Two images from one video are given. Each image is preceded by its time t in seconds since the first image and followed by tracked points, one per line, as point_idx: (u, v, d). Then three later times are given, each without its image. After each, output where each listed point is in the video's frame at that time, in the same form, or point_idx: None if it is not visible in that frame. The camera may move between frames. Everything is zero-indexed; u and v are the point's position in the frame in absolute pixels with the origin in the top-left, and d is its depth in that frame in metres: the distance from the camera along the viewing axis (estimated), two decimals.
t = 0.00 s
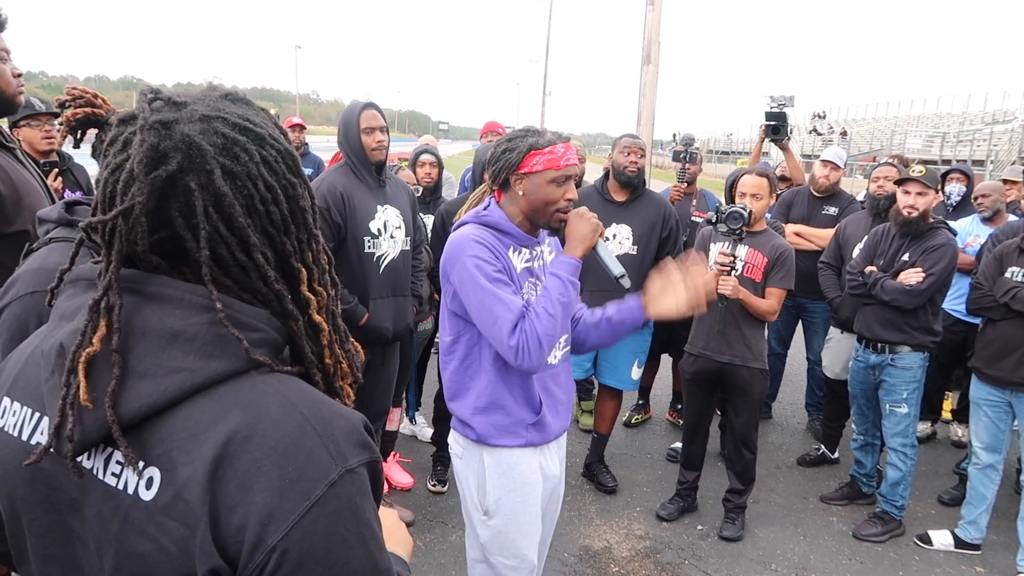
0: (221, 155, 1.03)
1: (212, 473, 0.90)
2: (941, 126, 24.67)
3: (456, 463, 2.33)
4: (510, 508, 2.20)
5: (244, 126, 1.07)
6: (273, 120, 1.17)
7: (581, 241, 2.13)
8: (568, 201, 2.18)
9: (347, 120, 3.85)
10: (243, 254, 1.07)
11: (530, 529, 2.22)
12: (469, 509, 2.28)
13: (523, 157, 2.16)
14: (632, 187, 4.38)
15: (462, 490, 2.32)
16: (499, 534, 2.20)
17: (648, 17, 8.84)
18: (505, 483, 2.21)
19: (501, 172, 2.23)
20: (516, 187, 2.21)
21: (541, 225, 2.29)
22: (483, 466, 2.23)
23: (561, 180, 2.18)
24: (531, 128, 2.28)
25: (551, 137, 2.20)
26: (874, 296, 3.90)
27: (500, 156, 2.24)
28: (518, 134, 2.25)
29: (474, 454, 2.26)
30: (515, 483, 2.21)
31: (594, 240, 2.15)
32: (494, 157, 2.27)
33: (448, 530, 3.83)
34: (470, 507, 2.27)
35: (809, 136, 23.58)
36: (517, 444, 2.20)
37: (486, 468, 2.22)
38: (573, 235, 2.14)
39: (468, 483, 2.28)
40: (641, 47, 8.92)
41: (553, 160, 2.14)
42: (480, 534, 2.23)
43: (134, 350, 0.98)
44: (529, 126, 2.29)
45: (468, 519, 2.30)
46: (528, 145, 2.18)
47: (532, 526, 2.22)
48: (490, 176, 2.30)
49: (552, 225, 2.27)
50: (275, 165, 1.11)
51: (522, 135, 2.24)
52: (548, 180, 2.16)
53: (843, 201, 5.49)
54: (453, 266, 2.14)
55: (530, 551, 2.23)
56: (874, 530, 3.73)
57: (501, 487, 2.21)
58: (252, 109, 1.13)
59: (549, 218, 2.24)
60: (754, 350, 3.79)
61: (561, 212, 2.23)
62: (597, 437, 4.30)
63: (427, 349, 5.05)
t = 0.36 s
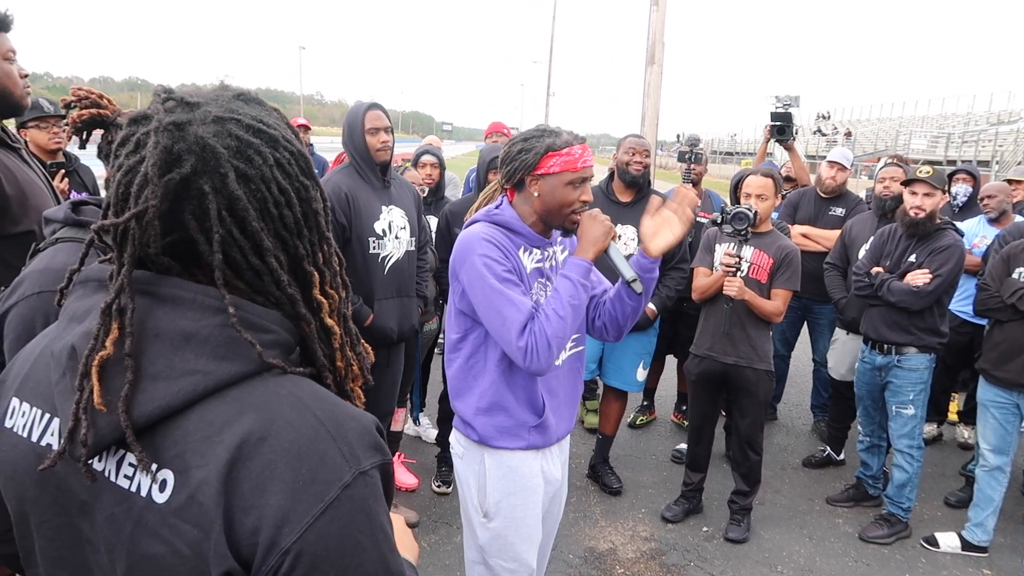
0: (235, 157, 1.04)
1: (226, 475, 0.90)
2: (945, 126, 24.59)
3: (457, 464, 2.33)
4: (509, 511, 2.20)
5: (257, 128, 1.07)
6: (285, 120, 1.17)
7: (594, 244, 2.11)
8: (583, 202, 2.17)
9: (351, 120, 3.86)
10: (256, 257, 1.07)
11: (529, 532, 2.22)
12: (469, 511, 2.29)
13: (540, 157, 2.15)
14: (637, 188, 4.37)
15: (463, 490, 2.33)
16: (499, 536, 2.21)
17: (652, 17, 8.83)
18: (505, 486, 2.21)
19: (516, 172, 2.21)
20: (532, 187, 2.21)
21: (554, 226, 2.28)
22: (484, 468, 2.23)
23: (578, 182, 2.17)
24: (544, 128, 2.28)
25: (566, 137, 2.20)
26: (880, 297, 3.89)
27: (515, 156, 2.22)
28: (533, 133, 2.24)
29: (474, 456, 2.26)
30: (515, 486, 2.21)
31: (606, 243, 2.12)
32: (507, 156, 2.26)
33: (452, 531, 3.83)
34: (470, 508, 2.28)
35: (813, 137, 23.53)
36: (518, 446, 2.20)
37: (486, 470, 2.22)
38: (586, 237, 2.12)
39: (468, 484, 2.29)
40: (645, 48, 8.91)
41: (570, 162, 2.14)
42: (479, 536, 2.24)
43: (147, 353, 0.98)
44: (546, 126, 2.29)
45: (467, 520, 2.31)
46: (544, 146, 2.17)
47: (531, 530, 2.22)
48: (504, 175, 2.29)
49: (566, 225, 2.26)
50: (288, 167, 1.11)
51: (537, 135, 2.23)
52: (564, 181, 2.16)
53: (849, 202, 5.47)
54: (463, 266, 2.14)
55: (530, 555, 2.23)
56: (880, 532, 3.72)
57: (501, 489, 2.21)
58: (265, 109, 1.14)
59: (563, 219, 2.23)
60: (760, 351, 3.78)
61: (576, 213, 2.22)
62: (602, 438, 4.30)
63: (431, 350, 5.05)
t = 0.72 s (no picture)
0: (246, 167, 1.03)
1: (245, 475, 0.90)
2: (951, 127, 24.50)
3: (478, 476, 2.31)
4: (536, 523, 2.22)
5: (270, 135, 1.07)
6: (299, 123, 1.16)
7: (630, 255, 2.15)
8: (614, 210, 2.19)
9: (358, 121, 3.86)
10: (270, 266, 1.07)
11: (555, 543, 2.24)
12: (492, 525, 2.27)
13: (574, 164, 2.14)
14: (644, 188, 4.37)
15: (484, 504, 2.31)
16: (525, 549, 2.21)
17: (657, 18, 8.83)
18: (531, 498, 2.22)
19: (547, 178, 2.17)
20: (562, 195, 2.19)
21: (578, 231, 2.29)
22: (510, 481, 2.22)
23: (609, 189, 2.19)
24: (569, 131, 2.25)
25: (595, 143, 2.20)
26: (887, 297, 3.88)
27: (545, 161, 2.18)
28: (562, 137, 2.21)
29: (499, 469, 2.24)
30: (542, 497, 2.22)
31: (640, 254, 2.18)
32: (532, 162, 2.22)
33: (457, 532, 3.83)
34: (493, 522, 2.26)
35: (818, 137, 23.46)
36: (544, 458, 2.21)
37: (513, 483, 2.22)
38: (620, 249, 2.15)
39: (492, 497, 2.27)
40: (650, 48, 8.91)
41: (603, 169, 2.16)
42: (505, 550, 2.23)
43: (165, 353, 0.98)
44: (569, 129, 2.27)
45: (489, 534, 2.29)
46: (578, 152, 2.15)
47: (556, 541, 2.25)
48: (529, 179, 2.23)
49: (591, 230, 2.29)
50: (300, 176, 1.11)
51: (565, 139, 2.20)
52: (597, 188, 2.17)
53: (856, 202, 5.46)
54: (494, 278, 2.06)
55: (554, 565, 2.26)
56: (888, 534, 3.70)
57: (528, 501, 2.22)
58: (278, 112, 1.13)
59: (592, 225, 2.25)
60: (766, 352, 3.77)
61: (604, 220, 2.24)
62: (608, 439, 4.29)
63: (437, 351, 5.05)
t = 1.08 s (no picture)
0: (270, 180, 1.03)
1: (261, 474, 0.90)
2: (955, 125, 24.42)
3: (513, 495, 2.22)
4: (576, 533, 2.24)
5: (295, 146, 1.06)
6: (322, 130, 1.15)
7: (665, 251, 2.24)
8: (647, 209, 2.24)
9: (362, 120, 3.87)
10: (293, 277, 1.07)
11: (586, 550, 2.31)
12: (530, 544, 2.20)
13: (623, 168, 2.12)
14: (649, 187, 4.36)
15: (518, 523, 2.23)
16: (565, 561, 2.23)
17: (661, 16, 8.81)
18: (572, 510, 2.23)
19: (597, 185, 2.12)
20: (608, 199, 2.16)
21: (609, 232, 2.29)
22: (555, 497, 2.20)
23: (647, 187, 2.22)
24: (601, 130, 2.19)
25: (631, 141, 2.18)
26: (892, 295, 3.87)
27: (593, 167, 2.10)
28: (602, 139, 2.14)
29: (540, 485, 2.19)
30: (582, 508, 2.25)
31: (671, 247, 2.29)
32: (577, 169, 2.12)
33: (462, 531, 3.83)
34: (533, 541, 2.20)
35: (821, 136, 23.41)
36: (585, 467, 2.23)
37: (558, 497, 2.20)
38: (656, 246, 2.24)
39: (530, 515, 2.21)
40: (653, 47, 8.90)
41: (645, 169, 2.17)
42: (546, 566, 2.20)
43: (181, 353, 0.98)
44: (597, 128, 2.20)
45: (524, 554, 2.22)
46: (623, 155, 2.13)
47: (586, 547, 2.32)
48: (572, 185, 2.14)
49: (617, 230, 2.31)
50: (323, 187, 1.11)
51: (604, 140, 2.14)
52: (640, 188, 2.18)
53: (862, 201, 5.44)
54: (565, 292, 1.98)
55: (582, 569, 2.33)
56: (893, 533, 3.69)
57: (571, 514, 2.23)
58: (302, 118, 1.11)
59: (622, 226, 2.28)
60: (770, 351, 3.76)
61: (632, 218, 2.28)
62: (613, 438, 4.29)
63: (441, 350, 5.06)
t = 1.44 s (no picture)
0: (291, 196, 1.03)
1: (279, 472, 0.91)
2: (958, 123, 24.34)
3: (559, 515, 2.17)
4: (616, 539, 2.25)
5: (315, 160, 1.05)
6: (339, 137, 1.14)
7: (665, 230, 2.27)
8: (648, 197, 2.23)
9: (365, 122, 3.88)
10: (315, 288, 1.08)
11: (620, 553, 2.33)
12: (579, 560, 2.16)
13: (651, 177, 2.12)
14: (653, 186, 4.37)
15: (564, 542, 2.17)
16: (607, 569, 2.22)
17: (663, 15, 8.80)
18: (615, 518, 2.24)
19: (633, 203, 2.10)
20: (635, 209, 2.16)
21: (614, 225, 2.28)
22: (599, 508, 2.19)
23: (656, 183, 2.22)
24: (619, 137, 2.08)
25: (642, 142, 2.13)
26: (894, 292, 3.86)
27: (631, 187, 2.06)
28: (631, 153, 2.05)
29: (588, 500, 2.17)
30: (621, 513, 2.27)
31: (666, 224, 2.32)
32: (618, 193, 2.05)
33: (466, 532, 3.83)
34: (581, 557, 2.16)
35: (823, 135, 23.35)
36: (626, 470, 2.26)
37: (603, 508, 2.19)
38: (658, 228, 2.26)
39: (578, 533, 2.17)
40: (655, 46, 8.90)
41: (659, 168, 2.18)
42: None
43: (201, 354, 0.99)
44: (615, 136, 2.08)
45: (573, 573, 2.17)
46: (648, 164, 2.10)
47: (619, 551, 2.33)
48: (610, 207, 2.08)
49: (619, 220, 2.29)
50: (342, 200, 1.10)
51: (630, 152, 2.06)
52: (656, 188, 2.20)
53: (866, 199, 5.44)
54: (633, 310, 2.00)
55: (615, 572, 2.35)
56: (899, 533, 3.69)
57: (613, 522, 2.23)
58: (319, 126, 1.10)
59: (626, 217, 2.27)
60: (774, 350, 3.75)
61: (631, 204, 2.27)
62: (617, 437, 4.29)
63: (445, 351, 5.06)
